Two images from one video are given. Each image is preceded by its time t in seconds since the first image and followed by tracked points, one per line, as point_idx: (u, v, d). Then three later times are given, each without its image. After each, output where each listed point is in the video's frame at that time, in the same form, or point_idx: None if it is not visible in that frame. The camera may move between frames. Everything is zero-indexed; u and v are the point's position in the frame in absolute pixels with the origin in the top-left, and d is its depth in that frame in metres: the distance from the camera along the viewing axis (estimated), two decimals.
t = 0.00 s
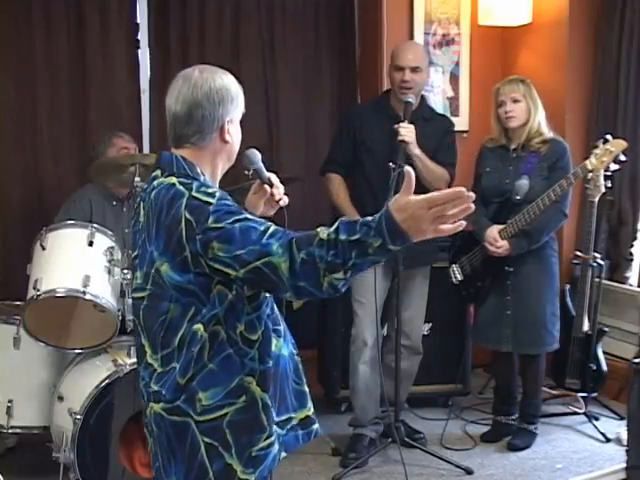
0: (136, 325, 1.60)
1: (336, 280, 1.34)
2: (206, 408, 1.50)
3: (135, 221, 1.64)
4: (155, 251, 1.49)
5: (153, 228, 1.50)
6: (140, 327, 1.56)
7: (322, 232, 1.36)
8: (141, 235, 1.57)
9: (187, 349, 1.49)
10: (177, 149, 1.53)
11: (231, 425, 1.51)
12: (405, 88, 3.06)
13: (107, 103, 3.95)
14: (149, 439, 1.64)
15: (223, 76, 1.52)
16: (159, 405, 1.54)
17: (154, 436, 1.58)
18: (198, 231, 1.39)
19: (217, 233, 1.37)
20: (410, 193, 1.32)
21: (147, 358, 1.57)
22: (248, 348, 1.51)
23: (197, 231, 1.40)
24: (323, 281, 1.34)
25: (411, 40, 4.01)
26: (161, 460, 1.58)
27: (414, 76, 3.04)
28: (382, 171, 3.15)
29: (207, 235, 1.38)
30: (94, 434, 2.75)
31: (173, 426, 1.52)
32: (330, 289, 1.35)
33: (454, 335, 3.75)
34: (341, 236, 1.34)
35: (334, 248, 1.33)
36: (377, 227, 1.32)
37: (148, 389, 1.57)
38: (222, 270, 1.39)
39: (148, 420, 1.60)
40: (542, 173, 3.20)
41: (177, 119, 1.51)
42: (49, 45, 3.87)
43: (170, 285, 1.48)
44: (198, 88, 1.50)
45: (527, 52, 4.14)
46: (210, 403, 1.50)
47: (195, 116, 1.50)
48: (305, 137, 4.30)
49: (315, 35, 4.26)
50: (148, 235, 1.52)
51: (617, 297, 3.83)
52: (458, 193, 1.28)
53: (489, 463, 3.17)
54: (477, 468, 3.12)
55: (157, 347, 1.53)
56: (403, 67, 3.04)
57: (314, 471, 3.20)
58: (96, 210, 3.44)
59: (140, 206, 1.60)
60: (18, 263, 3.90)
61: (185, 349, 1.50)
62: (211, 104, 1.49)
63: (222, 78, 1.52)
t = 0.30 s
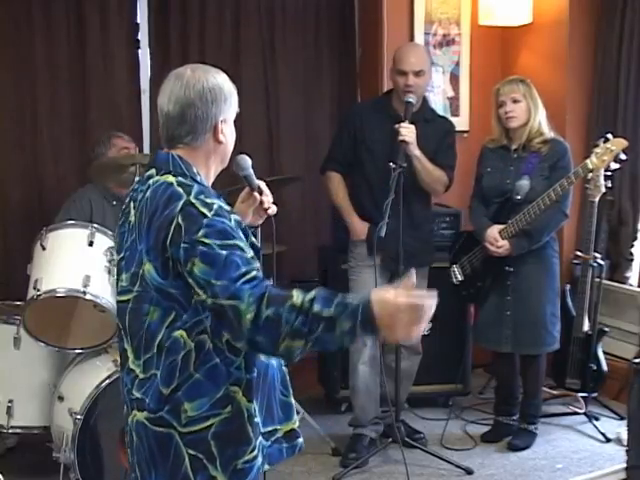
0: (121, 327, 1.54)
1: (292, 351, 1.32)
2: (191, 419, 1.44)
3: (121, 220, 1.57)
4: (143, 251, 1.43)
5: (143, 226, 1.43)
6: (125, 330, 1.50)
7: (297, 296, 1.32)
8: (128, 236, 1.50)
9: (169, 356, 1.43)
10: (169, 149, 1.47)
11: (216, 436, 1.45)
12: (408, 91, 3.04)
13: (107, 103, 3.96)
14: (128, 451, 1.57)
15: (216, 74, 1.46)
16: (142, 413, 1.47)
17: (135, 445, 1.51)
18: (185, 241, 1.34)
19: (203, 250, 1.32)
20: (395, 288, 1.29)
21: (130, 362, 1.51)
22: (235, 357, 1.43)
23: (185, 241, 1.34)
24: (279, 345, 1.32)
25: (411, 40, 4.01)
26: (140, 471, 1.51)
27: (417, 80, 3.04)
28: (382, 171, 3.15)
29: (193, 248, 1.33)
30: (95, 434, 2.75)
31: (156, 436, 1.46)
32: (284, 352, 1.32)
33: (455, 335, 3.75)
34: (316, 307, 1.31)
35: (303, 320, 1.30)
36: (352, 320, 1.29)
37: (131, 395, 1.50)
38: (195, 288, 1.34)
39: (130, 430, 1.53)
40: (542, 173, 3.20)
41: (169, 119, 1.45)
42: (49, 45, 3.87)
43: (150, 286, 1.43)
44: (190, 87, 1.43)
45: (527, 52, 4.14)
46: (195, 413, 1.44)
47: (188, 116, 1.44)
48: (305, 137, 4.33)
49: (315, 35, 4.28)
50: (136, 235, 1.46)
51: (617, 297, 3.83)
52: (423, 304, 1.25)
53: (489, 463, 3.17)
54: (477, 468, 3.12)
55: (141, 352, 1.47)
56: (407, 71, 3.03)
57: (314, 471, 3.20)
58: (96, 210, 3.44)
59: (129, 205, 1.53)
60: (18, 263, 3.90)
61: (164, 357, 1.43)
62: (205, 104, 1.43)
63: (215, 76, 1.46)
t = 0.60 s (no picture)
0: (112, 332, 1.44)
1: (214, 417, 1.36)
2: (181, 432, 1.37)
3: (114, 219, 1.48)
4: (142, 252, 1.35)
5: (145, 227, 1.36)
6: (118, 334, 1.41)
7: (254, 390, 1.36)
8: (124, 237, 1.42)
9: (158, 366, 1.35)
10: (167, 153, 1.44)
11: (205, 449, 1.38)
12: (408, 92, 3.05)
13: (107, 103, 3.97)
14: (112, 459, 1.48)
15: (215, 77, 1.45)
16: (131, 421, 1.39)
17: (120, 455, 1.43)
18: (184, 251, 1.30)
19: (199, 272, 1.30)
20: None
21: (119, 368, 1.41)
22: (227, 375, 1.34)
23: (182, 250, 1.31)
24: (213, 405, 1.34)
25: (411, 40, 4.01)
26: None
27: (418, 82, 3.04)
28: (381, 170, 3.15)
29: (190, 262, 1.30)
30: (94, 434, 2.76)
31: (144, 448, 1.38)
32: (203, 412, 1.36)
33: (455, 335, 3.75)
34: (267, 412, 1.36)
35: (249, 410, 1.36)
36: (262, 463, 1.42)
37: (120, 403, 1.41)
38: (172, 300, 1.32)
39: (115, 438, 1.45)
40: (542, 173, 3.20)
41: (168, 121, 1.42)
42: (49, 46, 3.88)
43: (147, 291, 1.34)
44: (190, 89, 1.42)
45: (527, 52, 4.14)
46: (185, 427, 1.36)
47: (189, 118, 1.41)
48: (305, 137, 4.34)
49: (315, 36, 4.30)
50: (136, 234, 1.38)
51: (617, 297, 3.83)
52: None
53: (489, 463, 3.17)
54: (477, 468, 3.12)
55: (131, 357, 1.37)
56: (408, 72, 3.03)
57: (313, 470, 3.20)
58: (96, 210, 3.44)
59: (125, 205, 1.45)
60: (17, 264, 3.90)
61: (151, 364, 1.35)
62: (205, 106, 1.41)
63: (213, 79, 1.44)
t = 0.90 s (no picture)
0: (105, 335, 1.43)
1: (237, 422, 1.36)
2: (181, 439, 1.37)
3: (108, 220, 1.47)
4: (141, 256, 1.35)
5: (143, 232, 1.35)
6: (114, 339, 1.40)
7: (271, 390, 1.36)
8: (118, 239, 1.41)
9: (158, 374, 1.34)
10: (163, 153, 1.43)
11: (205, 456, 1.38)
12: (407, 92, 3.05)
13: (108, 103, 3.98)
14: (101, 463, 1.49)
15: (215, 78, 1.45)
16: (128, 427, 1.38)
17: (115, 461, 1.42)
18: (189, 257, 1.31)
19: (207, 276, 1.30)
20: None
21: (115, 373, 1.40)
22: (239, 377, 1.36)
23: (187, 255, 1.31)
24: (236, 409, 1.34)
25: (411, 40, 4.01)
26: None
27: (417, 82, 3.04)
28: (381, 171, 3.15)
29: (197, 267, 1.30)
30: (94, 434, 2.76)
31: (141, 455, 1.37)
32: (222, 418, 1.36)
33: (454, 335, 3.75)
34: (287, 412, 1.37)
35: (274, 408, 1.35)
36: (290, 461, 1.39)
37: (115, 408, 1.40)
38: (179, 306, 1.32)
39: (107, 443, 1.45)
40: (541, 174, 3.20)
41: (166, 121, 1.42)
42: (49, 46, 3.88)
43: (148, 296, 1.34)
44: (190, 89, 1.41)
45: (527, 52, 4.14)
46: (186, 434, 1.37)
47: (186, 118, 1.41)
48: (305, 137, 4.35)
49: (315, 36, 4.30)
50: (133, 238, 1.37)
51: (617, 297, 3.83)
52: None
53: (489, 463, 3.17)
54: (477, 468, 3.12)
55: (129, 363, 1.37)
56: (407, 73, 3.03)
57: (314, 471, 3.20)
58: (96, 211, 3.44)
59: (120, 207, 1.44)
60: (17, 264, 3.90)
61: (150, 371, 1.35)
62: (204, 107, 1.41)
63: (213, 79, 1.44)
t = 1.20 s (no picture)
0: (108, 336, 1.44)
1: (248, 420, 1.34)
2: (188, 438, 1.38)
3: (107, 222, 1.48)
4: (142, 257, 1.36)
5: (143, 233, 1.36)
6: (117, 340, 1.41)
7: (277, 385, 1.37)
8: (119, 240, 1.42)
9: (163, 374, 1.36)
10: (161, 152, 1.43)
11: (213, 453, 1.39)
12: (406, 91, 3.05)
13: (107, 103, 3.98)
14: (112, 465, 1.48)
15: (215, 78, 1.45)
16: (136, 427, 1.39)
17: (124, 461, 1.43)
18: (192, 257, 1.31)
19: (212, 277, 1.31)
20: None
21: (120, 374, 1.41)
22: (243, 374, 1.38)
23: (191, 256, 1.31)
24: (246, 408, 1.34)
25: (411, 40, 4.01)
26: None
27: (416, 81, 3.04)
28: (381, 170, 3.15)
29: (200, 268, 1.31)
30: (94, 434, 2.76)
31: (150, 455, 1.38)
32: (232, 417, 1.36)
33: (454, 335, 3.75)
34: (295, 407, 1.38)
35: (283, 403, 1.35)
36: (299, 455, 1.38)
37: (123, 408, 1.41)
38: (185, 307, 1.33)
39: (117, 443, 1.45)
40: (538, 173, 3.19)
41: (164, 119, 1.42)
42: (49, 46, 3.88)
43: (151, 298, 1.35)
44: (188, 88, 1.41)
45: (527, 52, 4.14)
46: (193, 432, 1.38)
47: (184, 117, 1.41)
48: (305, 137, 4.35)
49: (315, 36, 4.30)
50: (133, 239, 1.38)
51: (617, 297, 3.83)
52: None
53: (489, 463, 3.17)
54: (477, 468, 3.12)
55: (133, 363, 1.38)
56: (405, 72, 3.03)
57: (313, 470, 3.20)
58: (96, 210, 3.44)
59: (119, 209, 1.45)
60: (17, 264, 3.90)
61: (155, 371, 1.36)
62: (203, 106, 1.41)
63: (212, 79, 1.44)
